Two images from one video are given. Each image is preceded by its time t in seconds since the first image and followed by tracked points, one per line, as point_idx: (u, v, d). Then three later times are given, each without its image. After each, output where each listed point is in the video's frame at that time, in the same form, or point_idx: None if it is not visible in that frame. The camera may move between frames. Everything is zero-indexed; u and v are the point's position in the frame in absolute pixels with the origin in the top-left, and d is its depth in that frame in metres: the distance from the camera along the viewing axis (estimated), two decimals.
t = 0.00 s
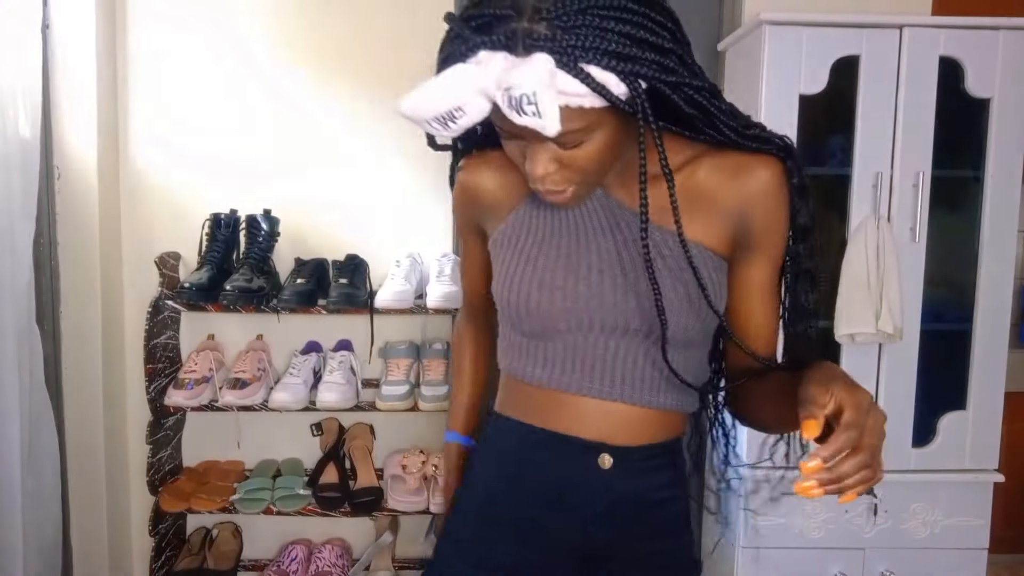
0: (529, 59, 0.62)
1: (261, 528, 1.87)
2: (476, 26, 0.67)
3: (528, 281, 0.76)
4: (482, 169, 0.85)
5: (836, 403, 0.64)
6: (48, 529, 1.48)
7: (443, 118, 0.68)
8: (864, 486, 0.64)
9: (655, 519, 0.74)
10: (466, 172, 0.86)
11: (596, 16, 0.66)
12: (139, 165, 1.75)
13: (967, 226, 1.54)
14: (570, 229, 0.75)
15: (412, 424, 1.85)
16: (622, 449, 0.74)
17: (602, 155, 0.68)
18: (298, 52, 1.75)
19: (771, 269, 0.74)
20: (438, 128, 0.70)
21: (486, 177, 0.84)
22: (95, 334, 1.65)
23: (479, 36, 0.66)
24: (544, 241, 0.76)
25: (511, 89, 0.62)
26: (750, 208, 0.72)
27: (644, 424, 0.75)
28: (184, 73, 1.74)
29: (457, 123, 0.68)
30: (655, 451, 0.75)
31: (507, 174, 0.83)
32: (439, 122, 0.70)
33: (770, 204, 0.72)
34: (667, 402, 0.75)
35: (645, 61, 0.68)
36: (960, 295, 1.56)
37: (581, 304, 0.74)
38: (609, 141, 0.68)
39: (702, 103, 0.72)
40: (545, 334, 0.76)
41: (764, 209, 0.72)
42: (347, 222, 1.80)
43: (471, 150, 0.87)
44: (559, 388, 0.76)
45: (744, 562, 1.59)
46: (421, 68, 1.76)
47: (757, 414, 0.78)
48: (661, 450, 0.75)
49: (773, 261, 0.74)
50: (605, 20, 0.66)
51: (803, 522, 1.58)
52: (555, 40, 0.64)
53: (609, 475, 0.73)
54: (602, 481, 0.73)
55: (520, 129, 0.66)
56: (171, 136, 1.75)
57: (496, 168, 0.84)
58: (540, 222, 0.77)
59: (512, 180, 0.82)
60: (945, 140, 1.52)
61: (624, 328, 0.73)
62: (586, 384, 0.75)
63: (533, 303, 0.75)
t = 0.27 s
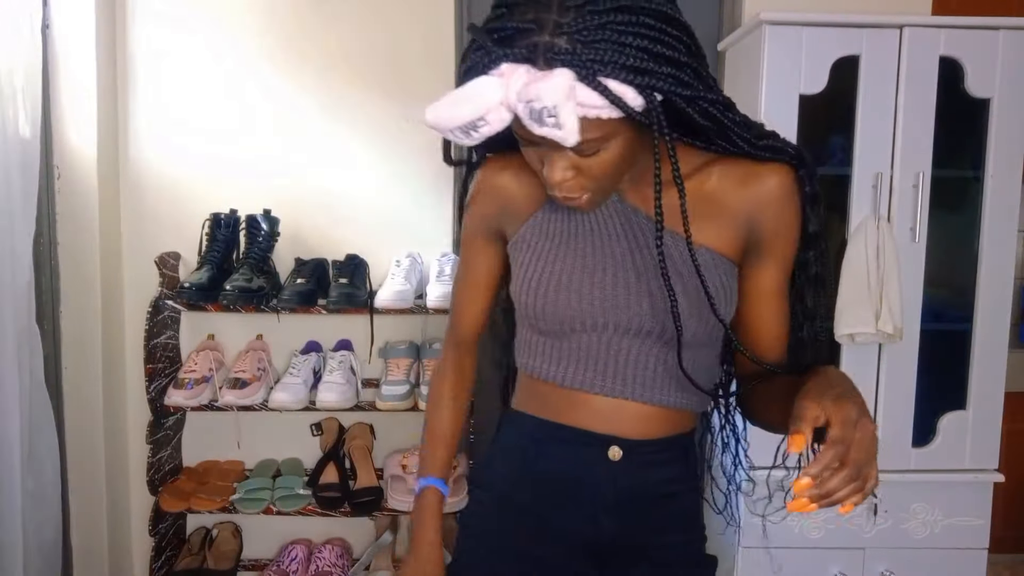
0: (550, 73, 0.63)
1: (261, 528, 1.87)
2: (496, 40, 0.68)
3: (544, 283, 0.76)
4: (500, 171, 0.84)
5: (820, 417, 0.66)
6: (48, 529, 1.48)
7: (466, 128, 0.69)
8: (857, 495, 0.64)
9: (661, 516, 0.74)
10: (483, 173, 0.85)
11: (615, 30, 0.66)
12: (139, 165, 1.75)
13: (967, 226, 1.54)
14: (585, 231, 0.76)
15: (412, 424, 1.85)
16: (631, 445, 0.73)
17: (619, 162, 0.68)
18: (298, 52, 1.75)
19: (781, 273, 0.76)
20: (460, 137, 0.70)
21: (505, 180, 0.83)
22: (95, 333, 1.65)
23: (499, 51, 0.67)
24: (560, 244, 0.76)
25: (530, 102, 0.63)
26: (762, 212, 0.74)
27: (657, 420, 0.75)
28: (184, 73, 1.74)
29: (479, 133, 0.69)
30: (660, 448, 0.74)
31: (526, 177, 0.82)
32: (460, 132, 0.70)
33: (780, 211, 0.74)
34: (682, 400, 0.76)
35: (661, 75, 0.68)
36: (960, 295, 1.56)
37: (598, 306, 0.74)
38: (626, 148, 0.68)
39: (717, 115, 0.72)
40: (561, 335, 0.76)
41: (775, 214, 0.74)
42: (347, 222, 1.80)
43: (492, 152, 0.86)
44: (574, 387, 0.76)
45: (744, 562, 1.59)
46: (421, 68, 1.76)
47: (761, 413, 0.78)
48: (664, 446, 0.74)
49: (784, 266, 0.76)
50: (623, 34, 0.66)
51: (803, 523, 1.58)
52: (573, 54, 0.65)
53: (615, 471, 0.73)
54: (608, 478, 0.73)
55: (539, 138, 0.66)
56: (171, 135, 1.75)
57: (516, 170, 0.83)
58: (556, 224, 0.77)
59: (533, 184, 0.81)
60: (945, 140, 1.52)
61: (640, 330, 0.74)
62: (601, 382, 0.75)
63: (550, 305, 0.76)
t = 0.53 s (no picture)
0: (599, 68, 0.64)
1: (261, 528, 1.87)
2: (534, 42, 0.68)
3: (564, 285, 0.74)
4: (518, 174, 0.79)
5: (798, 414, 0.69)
6: (48, 529, 1.48)
7: (505, 123, 0.67)
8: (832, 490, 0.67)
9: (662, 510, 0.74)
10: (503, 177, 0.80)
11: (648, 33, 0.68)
12: (139, 165, 1.76)
13: (967, 226, 1.54)
14: (602, 232, 0.75)
15: (412, 425, 1.85)
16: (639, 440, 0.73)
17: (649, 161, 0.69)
18: (298, 52, 1.75)
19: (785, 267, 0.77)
20: (496, 132, 0.69)
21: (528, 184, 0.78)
22: (95, 333, 1.65)
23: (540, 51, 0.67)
24: (577, 244, 0.75)
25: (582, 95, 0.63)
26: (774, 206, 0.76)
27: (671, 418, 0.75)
28: (184, 73, 1.74)
29: (517, 129, 0.67)
30: (670, 439, 0.74)
31: (548, 181, 0.78)
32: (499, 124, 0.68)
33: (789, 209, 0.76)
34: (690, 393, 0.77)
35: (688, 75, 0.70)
36: (960, 295, 1.56)
37: (617, 306, 0.73)
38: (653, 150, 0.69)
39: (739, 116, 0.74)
40: (578, 334, 0.75)
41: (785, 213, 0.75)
42: (346, 222, 1.80)
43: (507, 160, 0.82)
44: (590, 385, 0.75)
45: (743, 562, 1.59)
46: (421, 69, 1.76)
47: (762, 406, 0.80)
48: (670, 439, 0.75)
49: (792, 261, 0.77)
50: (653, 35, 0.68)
51: (803, 523, 1.58)
52: (615, 50, 0.66)
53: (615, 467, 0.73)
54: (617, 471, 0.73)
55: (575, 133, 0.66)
56: (172, 135, 1.76)
57: (535, 173, 0.79)
58: (573, 223, 0.76)
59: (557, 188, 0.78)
60: (945, 141, 1.52)
61: (660, 327, 0.73)
62: (618, 380, 0.74)
63: (570, 307, 0.74)
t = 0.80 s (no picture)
0: (667, 38, 0.64)
1: (261, 528, 1.87)
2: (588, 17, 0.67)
3: (567, 280, 0.73)
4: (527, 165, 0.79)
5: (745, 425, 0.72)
6: (48, 529, 1.48)
7: (569, 103, 0.66)
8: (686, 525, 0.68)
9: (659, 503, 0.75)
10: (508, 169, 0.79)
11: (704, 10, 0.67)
12: (139, 165, 1.75)
13: (967, 226, 1.54)
14: (607, 228, 0.74)
15: (412, 425, 1.85)
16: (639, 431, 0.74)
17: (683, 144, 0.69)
18: (298, 51, 1.75)
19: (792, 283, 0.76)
20: (557, 114, 0.68)
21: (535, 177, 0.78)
22: (95, 333, 1.64)
23: (596, 29, 0.66)
24: (581, 239, 0.74)
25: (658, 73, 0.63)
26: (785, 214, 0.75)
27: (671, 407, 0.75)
28: (184, 73, 1.74)
29: (581, 109, 0.66)
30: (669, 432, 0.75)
31: (556, 175, 0.77)
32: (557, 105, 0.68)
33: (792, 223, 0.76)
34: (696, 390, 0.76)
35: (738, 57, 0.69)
36: (960, 295, 1.56)
37: (624, 301, 0.72)
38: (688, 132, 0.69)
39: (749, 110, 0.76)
40: (583, 330, 0.74)
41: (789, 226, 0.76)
42: (346, 222, 1.79)
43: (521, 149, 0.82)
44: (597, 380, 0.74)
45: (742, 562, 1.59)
46: (420, 69, 1.76)
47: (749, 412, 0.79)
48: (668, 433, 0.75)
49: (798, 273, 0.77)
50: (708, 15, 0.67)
51: (803, 523, 1.58)
52: (672, 30, 0.65)
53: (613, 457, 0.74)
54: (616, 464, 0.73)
55: (620, 107, 0.66)
56: (172, 135, 1.75)
57: (547, 168, 0.78)
58: (576, 218, 0.75)
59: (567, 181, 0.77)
60: (945, 140, 1.52)
61: (671, 322, 0.72)
62: (622, 375, 0.73)
63: (576, 303, 0.73)
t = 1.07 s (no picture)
0: (725, 60, 0.65)
1: (261, 528, 1.87)
2: (635, 30, 0.65)
3: (547, 271, 0.70)
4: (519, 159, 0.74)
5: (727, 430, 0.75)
6: (49, 529, 1.48)
7: (626, 122, 0.64)
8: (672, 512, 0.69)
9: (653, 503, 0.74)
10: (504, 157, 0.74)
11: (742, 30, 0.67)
12: (139, 165, 1.75)
13: (967, 226, 1.54)
14: (591, 220, 0.71)
15: (412, 425, 1.85)
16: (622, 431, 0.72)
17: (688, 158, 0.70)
18: (298, 51, 1.75)
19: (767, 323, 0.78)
20: (608, 132, 0.66)
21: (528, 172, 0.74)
22: (95, 333, 1.64)
23: (649, 48, 0.64)
24: (564, 231, 0.71)
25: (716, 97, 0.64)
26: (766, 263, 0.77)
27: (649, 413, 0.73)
28: (184, 73, 1.74)
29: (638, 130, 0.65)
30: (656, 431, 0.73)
31: (551, 168, 0.73)
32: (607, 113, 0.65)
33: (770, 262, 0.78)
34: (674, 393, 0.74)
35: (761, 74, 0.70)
36: (960, 295, 1.56)
37: (605, 299, 0.70)
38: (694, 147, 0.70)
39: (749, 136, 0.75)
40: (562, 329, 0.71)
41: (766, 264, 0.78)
42: (346, 222, 1.79)
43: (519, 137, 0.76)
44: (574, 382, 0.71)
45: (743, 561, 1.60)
46: (420, 69, 1.76)
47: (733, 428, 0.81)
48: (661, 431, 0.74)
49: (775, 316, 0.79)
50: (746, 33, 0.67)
51: (803, 523, 1.58)
52: (722, 51, 0.65)
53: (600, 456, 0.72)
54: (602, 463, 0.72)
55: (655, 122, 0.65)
56: (172, 135, 1.75)
57: (542, 159, 0.74)
58: (563, 207, 0.72)
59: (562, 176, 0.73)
60: (945, 140, 1.52)
61: (649, 322, 0.71)
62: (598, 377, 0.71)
63: (556, 298, 0.70)
